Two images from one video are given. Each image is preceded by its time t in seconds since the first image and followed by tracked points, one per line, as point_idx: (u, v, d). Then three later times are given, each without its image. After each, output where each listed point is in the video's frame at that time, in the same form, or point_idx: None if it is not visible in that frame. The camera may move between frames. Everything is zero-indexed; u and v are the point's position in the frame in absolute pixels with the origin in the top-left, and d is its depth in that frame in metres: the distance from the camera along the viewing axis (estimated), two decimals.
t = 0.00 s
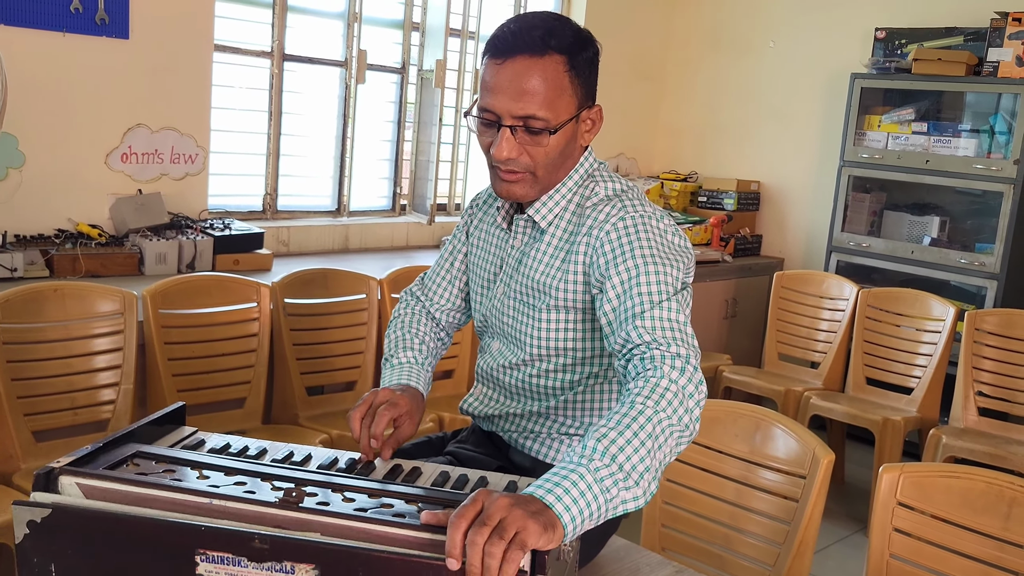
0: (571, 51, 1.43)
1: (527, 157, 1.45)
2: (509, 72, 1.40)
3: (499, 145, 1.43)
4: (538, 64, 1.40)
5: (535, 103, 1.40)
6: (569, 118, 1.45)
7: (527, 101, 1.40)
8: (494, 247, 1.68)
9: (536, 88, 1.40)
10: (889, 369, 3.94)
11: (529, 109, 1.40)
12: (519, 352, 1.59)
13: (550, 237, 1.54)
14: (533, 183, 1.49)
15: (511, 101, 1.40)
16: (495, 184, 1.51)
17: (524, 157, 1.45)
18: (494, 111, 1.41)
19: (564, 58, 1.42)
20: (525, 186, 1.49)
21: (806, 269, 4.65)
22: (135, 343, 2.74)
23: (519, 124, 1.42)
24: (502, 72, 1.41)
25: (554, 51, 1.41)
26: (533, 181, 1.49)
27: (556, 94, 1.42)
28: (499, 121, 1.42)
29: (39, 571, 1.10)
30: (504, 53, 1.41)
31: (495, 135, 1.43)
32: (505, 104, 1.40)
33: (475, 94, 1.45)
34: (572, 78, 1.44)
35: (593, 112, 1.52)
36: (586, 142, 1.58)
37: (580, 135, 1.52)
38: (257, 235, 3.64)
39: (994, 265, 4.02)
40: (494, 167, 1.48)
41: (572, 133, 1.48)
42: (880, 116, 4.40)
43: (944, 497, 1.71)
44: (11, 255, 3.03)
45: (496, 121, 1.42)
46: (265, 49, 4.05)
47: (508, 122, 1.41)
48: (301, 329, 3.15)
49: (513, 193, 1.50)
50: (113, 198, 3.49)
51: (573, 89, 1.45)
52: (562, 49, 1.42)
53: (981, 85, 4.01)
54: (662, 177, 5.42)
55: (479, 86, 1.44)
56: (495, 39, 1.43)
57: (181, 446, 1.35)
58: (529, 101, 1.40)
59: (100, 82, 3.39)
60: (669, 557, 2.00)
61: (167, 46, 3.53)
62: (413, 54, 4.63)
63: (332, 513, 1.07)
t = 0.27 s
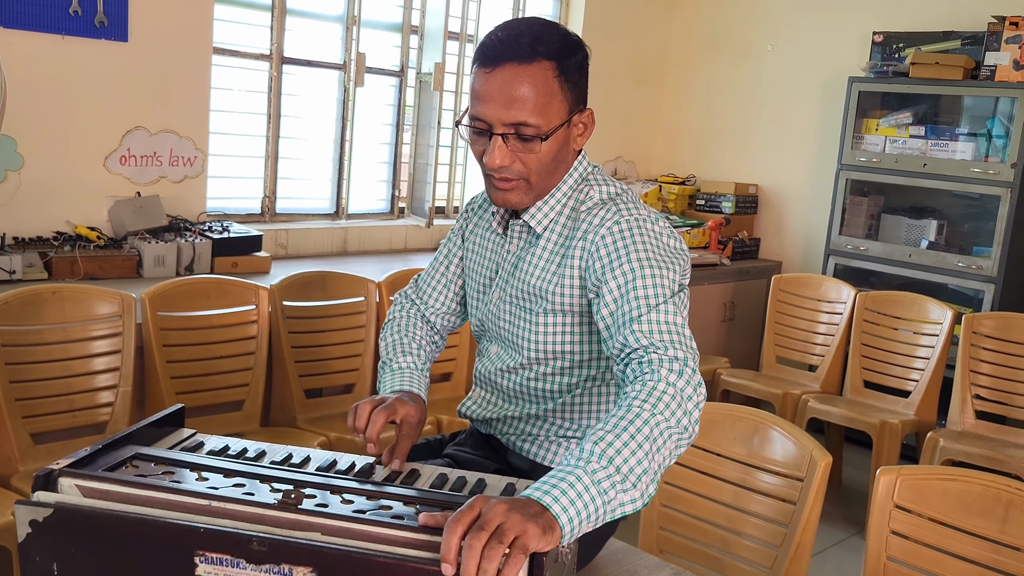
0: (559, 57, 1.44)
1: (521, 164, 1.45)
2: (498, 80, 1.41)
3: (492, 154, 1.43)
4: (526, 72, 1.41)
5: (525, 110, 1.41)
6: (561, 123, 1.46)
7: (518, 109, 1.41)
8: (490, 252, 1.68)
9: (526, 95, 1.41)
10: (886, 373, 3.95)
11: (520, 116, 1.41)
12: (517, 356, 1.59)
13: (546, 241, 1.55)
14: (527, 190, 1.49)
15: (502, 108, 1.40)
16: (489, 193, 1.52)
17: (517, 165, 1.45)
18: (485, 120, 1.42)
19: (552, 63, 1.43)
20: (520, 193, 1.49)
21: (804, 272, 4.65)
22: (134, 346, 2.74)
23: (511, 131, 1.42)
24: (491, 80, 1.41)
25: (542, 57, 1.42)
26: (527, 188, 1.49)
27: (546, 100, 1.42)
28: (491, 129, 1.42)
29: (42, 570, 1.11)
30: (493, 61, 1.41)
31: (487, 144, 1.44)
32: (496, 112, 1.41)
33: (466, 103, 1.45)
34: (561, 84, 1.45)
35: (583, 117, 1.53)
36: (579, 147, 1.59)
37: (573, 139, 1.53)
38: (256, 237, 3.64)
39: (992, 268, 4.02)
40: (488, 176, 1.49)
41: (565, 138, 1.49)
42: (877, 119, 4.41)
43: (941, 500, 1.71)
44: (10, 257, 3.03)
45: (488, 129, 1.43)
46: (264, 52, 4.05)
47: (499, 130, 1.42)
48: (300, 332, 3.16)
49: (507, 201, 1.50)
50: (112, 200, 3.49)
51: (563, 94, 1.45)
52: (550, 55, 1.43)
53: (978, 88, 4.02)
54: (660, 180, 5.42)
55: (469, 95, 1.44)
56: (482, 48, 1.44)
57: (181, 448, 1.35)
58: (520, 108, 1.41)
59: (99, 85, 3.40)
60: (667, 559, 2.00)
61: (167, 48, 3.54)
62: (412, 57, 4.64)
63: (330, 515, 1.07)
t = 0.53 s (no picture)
0: (558, 61, 1.44)
1: (522, 168, 1.46)
2: (498, 86, 1.41)
3: (493, 159, 1.44)
4: (525, 76, 1.41)
5: (526, 114, 1.41)
6: (561, 127, 1.46)
7: (518, 114, 1.41)
8: (491, 255, 1.69)
9: (526, 99, 1.41)
10: (887, 375, 3.95)
11: (520, 121, 1.41)
12: (518, 358, 1.59)
13: (547, 245, 1.55)
14: (529, 194, 1.49)
15: (502, 114, 1.41)
16: (492, 197, 1.52)
17: (519, 169, 1.46)
18: (485, 125, 1.42)
19: (551, 67, 1.43)
20: (522, 197, 1.49)
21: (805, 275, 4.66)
22: (136, 347, 2.74)
23: (511, 136, 1.42)
24: (491, 85, 1.42)
25: (541, 61, 1.42)
26: (529, 192, 1.49)
27: (547, 104, 1.42)
28: (492, 135, 1.43)
29: (47, 569, 1.11)
30: (492, 67, 1.42)
31: (488, 149, 1.44)
32: (496, 118, 1.41)
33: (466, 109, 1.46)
34: (561, 87, 1.45)
35: (584, 119, 1.53)
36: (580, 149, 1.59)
37: (574, 142, 1.53)
38: (257, 239, 3.65)
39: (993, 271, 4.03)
40: (490, 181, 1.49)
41: (566, 142, 1.49)
42: (878, 122, 4.42)
43: (942, 503, 1.71)
44: (12, 259, 3.04)
45: (489, 135, 1.43)
46: (266, 54, 4.06)
47: (499, 136, 1.42)
48: (301, 334, 3.16)
49: (509, 205, 1.50)
50: (113, 202, 3.50)
51: (564, 98, 1.45)
52: (549, 60, 1.43)
53: (979, 91, 4.02)
54: (661, 182, 5.43)
55: (469, 101, 1.45)
56: (481, 53, 1.44)
57: (184, 450, 1.35)
58: (520, 113, 1.41)
59: (101, 87, 3.40)
60: (669, 562, 2.00)
61: (168, 50, 3.54)
62: (413, 59, 4.65)
63: (333, 517, 1.07)
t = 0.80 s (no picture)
0: (558, 62, 1.43)
1: (527, 171, 1.45)
2: (500, 90, 1.40)
3: (498, 164, 1.43)
4: (527, 81, 1.40)
5: (530, 118, 1.40)
6: (564, 128, 1.45)
7: (521, 118, 1.40)
8: (496, 254, 1.68)
9: (529, 103, 1.40)
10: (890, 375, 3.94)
11: (524, 125, 1.40)
12: (521, 358, 1.58)
13: (552, 243, 1.54)
14: (534, 196, 1.50)
15: (505, 119, 1.40)
16: (498, 200, 1.52)
17: (523, 172, 1.45)
18: (488, 129, 1.41)
19: (552, 70, 1.42)
20: (527, 199, 1.50)
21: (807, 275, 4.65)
22: (137, 346, 2.73)
23: (515, 140, 1.41)
24: (493, 90, 1.40)
25: (542, 64, 1.41)
26: (533, 194, 1.49)
27: (549, 107, 1.41)
28: (495, 139, 1.42)
29: None
30: (492, 70, 1.40)
31: (493, 153, 1.43)
32: (499, 123, 1.40)
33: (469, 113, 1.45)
34: (563, 89, 1.43)
35: (587, 119, 1.52)
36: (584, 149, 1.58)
37: (577, 142, 1.52)
38: (259, 238, 3.64)
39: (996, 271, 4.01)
40: (495, 184, 1.49)
41: (569, 143, 1.49)
42: (881, 122, 4.40)
43: (946, 504, 1.70)
44: (13, 257, 3.03)
45: (492, 139, 1.42)
46: (267, 52, 4.05)
47: (503, 140, 1.41)
48: (302, 333, 3.15)
49: (516, 208, 1.51)
50: (114, 200, 3.49)
51: (566, 99, 1.44)
52: (549, 62, 1.42)
53: (983, 91, 4.01)
54: (663, 181, 5.42)
55: (471, 105, 1.44)
56: (481, 57, 1.42)
57: (186, 449, 1.34)
58: (523, 118, 1.40)
59: (102, 84, 3.40)
60: (671, 562, 2.00)
61: (168, 47, 3.53)
62: (415, 58, 4.64)
63: (336, 517, 1.07)
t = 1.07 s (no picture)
0: (565, 53, 1.43)
1: (533, 161, 1.45)
2: (506, 79, 1.40)
3: (503, 153, 1.44)
4: (533, 70, 1.40)
5: (535, 107, 1.41)
6: (570, 119, 1.45)
7: (526, 107, 1.40)
8: (500, 249, 1.68)
9: (535, 92, 1.40)
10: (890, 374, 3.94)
11: (529, 114, 1.41)
12: (524, 353, 1.58)
13: (556, 237, 1.54)
14: (539, 187, 1.50)
15: (511, 108, 1.40)
16: (502, 191, 1.53)
17: (529, 162, 1.46)
18: (494, 119, 1.42)
19: (558, 60, 1.42)
20: (532, 190, 1.50)
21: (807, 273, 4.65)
22: (137, 343, 2.73)
23: (520, 129, 1.42)
24: (499, 79, 1.41)
25: (548, 54, 1.41)
26: (539, 185, 1.49)
27: (555, 96, 1.42)
28: (501, 129, 1.42)
29: (51, 564, 1.09)
30: (499, 61, 1.41)
31: (498, 143, 1.44)
32: (505, 111, 1.41)
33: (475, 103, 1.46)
34: (569, 79, 1.44)
35: (593, 111, 1.52)
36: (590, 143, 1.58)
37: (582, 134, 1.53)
38: (259, 235, 3.64)
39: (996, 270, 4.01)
40: (500, 174, 1.49)
41: (575, 134, 1.49)
42: (882, 120, 4.40)
43: (946, 502, 1.70)
44: (13, 254, 3.03)
45: (498, 129, 1.43)
46: (268, 49, 4.05)
47: (508, 129, 1.42)
48: (303, 330, 3.15)
49: (521, 200, 1.51)
50: (114, 198, 3.49)
51: (572, 90, 1.45)
52: (556, 51, 1.42)
53: (984, 89, 4.01)
54: (664, 179, 5.42)
55: (478, 95, 1.45)
56: (488, 47, 1.44)
57: (186, 446, 1.34)
58: (528, 107, 1.40)
59: (102, 81, 3.39)
60: (671, 560, 2.00)
61: (166, 44, 3.52)
62: (415, 55, 4.63)
63: (337, 513, 1.06)
